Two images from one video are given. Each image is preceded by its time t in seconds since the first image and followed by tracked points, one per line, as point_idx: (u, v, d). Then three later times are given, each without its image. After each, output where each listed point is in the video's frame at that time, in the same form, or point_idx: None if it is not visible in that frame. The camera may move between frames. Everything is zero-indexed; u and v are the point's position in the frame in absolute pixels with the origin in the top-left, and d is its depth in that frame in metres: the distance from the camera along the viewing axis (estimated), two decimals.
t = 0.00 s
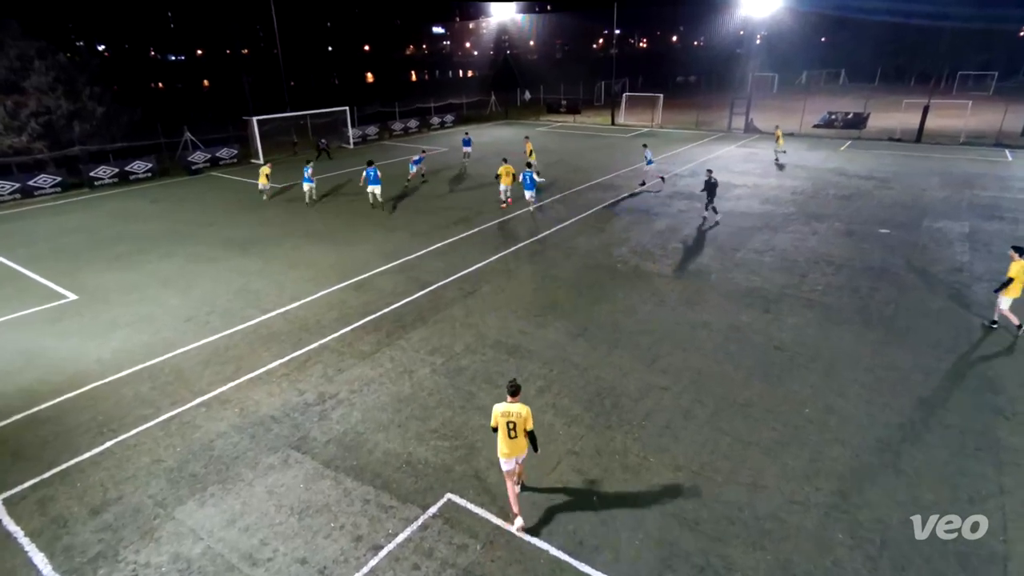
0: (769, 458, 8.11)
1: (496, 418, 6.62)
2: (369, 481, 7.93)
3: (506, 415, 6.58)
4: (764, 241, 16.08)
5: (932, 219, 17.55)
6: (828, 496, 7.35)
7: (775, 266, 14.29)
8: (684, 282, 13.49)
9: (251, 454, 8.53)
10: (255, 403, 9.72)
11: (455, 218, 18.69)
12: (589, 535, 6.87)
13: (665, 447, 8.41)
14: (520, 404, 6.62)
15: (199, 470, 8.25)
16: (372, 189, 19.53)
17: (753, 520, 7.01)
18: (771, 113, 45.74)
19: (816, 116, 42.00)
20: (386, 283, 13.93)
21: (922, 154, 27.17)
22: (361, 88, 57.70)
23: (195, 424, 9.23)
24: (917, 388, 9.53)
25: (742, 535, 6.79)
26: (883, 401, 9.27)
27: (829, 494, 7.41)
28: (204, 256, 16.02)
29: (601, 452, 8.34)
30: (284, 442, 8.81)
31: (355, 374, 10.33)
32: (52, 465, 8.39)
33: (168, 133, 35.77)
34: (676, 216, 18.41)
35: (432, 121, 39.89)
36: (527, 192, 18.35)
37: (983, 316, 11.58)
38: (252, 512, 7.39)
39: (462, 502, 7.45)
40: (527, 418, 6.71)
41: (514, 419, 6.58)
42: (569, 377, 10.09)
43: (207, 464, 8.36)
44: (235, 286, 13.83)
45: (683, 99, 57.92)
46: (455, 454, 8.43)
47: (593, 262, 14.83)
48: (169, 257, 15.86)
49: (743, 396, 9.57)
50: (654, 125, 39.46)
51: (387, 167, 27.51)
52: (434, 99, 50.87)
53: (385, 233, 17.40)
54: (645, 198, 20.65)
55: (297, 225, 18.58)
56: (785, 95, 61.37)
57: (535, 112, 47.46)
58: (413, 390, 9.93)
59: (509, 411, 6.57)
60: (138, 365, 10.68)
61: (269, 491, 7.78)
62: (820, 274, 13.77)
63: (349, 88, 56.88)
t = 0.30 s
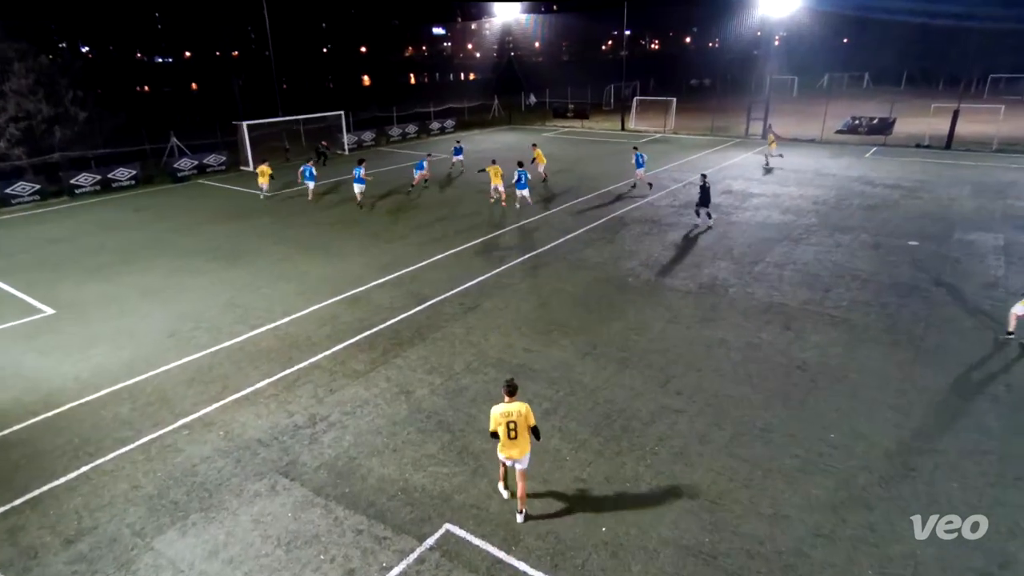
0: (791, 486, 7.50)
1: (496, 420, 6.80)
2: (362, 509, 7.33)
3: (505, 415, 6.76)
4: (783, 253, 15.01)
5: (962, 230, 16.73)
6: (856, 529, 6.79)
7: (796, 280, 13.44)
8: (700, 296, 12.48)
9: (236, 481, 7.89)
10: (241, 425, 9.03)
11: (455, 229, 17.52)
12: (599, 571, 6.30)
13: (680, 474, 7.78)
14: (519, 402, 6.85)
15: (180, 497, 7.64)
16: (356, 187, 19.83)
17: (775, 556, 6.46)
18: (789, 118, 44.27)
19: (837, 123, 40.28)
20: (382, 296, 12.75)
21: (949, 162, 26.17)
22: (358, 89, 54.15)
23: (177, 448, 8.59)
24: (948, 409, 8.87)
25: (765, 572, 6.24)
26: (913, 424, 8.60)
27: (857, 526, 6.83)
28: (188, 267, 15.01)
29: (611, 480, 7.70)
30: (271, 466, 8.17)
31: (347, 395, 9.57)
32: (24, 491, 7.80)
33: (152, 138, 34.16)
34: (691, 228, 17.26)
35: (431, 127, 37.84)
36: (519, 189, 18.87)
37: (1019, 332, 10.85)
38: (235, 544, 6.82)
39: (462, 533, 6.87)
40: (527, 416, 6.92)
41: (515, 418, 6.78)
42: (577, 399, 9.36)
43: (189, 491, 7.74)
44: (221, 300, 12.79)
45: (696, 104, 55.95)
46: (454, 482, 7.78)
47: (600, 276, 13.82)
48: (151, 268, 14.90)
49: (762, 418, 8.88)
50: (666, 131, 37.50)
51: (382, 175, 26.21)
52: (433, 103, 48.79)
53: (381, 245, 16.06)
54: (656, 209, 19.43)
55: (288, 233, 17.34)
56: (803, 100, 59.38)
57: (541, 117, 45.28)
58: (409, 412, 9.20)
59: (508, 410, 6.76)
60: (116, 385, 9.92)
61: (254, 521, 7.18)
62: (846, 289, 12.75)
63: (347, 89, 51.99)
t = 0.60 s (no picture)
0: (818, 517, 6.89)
1: (490, 424, 6.62)
2: (355, 542, 6.71)
3: (500, 418, 6.58)
4: (807, 266, 13.70)
5: (999, 243, 15.05)
6: (888, 565, 6.20)
7: (821, 296, 12.18)
8: (717, 312, 11.67)
9: (218, 512, 7.26)
10: (225, 450, 8.38)
11: (455, 239, 16.32)
12: None
13: (697, 504, 7.16)
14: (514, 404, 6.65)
15: (160, 527, 7.04)
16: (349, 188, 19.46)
17: None
18: (813, 120, 41.56)
19: (863, 127, 36.78)
20: (377, 312, 11.97)
21: (984, 169, 23.88)
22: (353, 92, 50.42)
23: (157, 476, 7.95)
24: (985, 435, 8.16)
25: None
26: (949, 451, 7.89)
27: (890, 563, 6.24)
28: (172, 283, 13.94)
29: (622, 511, 7.07)
30: (257, 495, 7.53)
31: (339, 418, 8.90)
32: None
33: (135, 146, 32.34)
34: (707, 239, 15.71)
35: (430, 131, 34.81)
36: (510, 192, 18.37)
37: None
38: None
39: (462, 568, 6.28)
40: (522, 419, 6.74)
41: (509, 421, 6.59)
42: (586, 424, 8.67)
43: (169, 521, 7.14)
44: (207, 315, 12.05)
45: (714, 106, 53.13)
46: (453, 512, 7.14)
47: (609, 291, 12.72)
48: (133, 282, 13.99)
49: (784, 444, 8.20)
50: (682, 136, 34.53)
51: (369, 180, 24.28)
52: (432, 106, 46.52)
53: (375, 258, 14.97)
54: (670, 218, 17.79)
55: (277, 243, 16.30)
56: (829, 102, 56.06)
57: (548, 122, 42.66)
58: (405, 438, 8.53)
59: (503, 414, 6.58)
60: (93, 408, 9.24)
61: (237, 554, 6.59)
62: (874, 305, 11.71)
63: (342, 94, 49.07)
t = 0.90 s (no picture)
0: (847, 554, 6.33)
1: (488, 430, 6.36)
2: None
3: (498, 427, 6.29)
4: (831, 282, 13.03)
5: None
6: None
7: (847, 314, 11.52)
8: (734, 330, 11.03)
9: (198, 546, 6.68)
10: (207, 479, 7.78)
11: (453, 254, 15.58)
12: None
13: (716, 539, 6.57)
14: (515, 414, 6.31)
15: (134, 563, 6.47)
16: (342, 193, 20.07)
17: None
18: (836, 125, 40.10)
19: (888, 133, 35.16)
20: (371, 331, 11.32)
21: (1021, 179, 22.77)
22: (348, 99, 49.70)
23: (133, 506, 7.34)
24: None
25: None
26: (989, 481, 7.28)
27: None
28: (151, 297, 13.13)
29: (634, 546, 6.49)
30: (240, 528, 6.93)
31: (329, 445, 8.29)
32: None
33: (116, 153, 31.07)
34: (724, 253, 15.01)
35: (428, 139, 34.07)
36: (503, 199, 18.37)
37: None
38: None
39: None
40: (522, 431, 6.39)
41: (505, 432, 6.29)
42: (595, 452, 8.04)
43: (144, 556, 6.56)
44: (190, 333, 11.42)
45: (731, 111, 51.60)
46: (452, 547, 6.54)
47: (620, 308, 12.06)
48: (112, 296, 13.31)
49: (809, 472, 7.59)
50: (697, 143, 33.77)
51: (368, 190, 23.58)
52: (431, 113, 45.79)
53: (370, 272, 14.34)
54: (684, 230, 17.07)
55: (268, 256, 15.66)
56: (854, 105, 54.07)
57: (554, 130, 41.71)
58: (401, 467, 7.90)
59: (502, 423, 6.27)
60: (66, 433, 8.64)
61: None
62: (905, 324, 11.03)
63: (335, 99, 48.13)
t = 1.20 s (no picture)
0: None
1: (491, 436, 6.24)
2: None
3: (501, 431, 6.18)
4: (858, 300, 12.43)
5: None
6: None
7: (875, 334, 10.92)
8: (753, 352, 10.42)
9: None
10: (184, 512, 7.16)
11: (448, 268, 14.97)
12: None
13: None
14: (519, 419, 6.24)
15: None
16: (333, 199, 20.14)
17: None
18: (862, 132, 39.32)
19: (919, 141, 34.53)
20: (363, 352, 10.72)
21: None
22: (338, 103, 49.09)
23: (104, 542, 6.73)
24: None
25: None
26: None
27: None
28: (126, 317, 12.49)
29: None
30: (220, 566, 6.33)
31: (316, 477, 7.67)
32: None
33: (90, 161, 30.07)
34: (743, 268, 14.41)
35: (424, 146, 33.60)
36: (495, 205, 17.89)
37: None
38: None
39: None
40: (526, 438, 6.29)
41: (509, 437, 6.16)
42: (605, 484, 7.42)
43: None
44: (167, 355, 10.80)
45: (749, 117, 50.56)
46: None
47: (632, 329, 11.44)
48: (83, 316, 12.64)
49: (837, 506, 6.97)
50: (713, 151, 33.23)
51: (365, 201, 22.96)
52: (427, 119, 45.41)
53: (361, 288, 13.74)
54: (700, 243, 16.45)
55: (254, 272, 15.06)
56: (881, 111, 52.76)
57: (559, 137, 40.96)
58: (394, 499, 7.28)
59: (505, 428, 6.17)
60: (31, 463, 8.02)
61: None
62: (938, 345, 10.42)
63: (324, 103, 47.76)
